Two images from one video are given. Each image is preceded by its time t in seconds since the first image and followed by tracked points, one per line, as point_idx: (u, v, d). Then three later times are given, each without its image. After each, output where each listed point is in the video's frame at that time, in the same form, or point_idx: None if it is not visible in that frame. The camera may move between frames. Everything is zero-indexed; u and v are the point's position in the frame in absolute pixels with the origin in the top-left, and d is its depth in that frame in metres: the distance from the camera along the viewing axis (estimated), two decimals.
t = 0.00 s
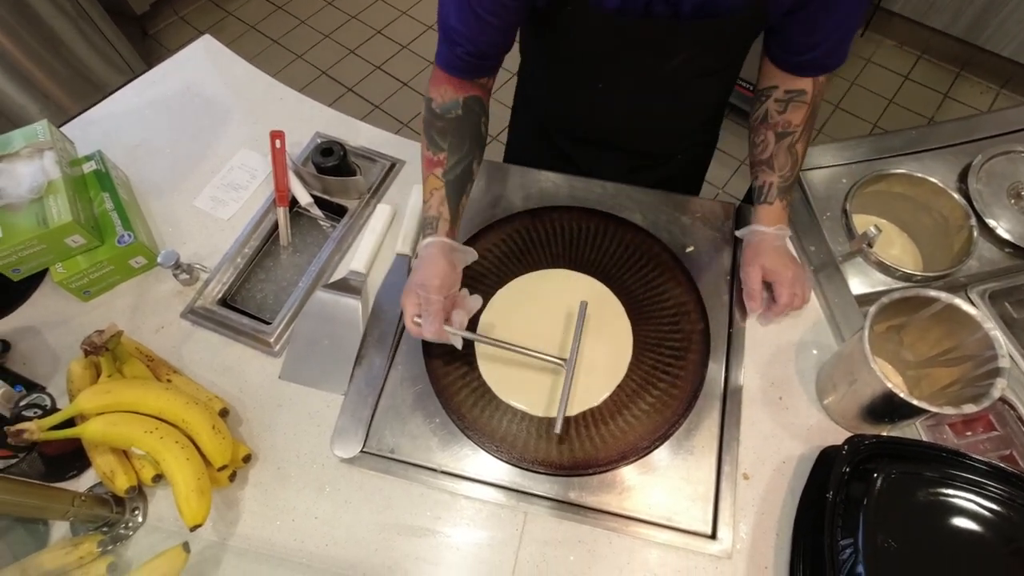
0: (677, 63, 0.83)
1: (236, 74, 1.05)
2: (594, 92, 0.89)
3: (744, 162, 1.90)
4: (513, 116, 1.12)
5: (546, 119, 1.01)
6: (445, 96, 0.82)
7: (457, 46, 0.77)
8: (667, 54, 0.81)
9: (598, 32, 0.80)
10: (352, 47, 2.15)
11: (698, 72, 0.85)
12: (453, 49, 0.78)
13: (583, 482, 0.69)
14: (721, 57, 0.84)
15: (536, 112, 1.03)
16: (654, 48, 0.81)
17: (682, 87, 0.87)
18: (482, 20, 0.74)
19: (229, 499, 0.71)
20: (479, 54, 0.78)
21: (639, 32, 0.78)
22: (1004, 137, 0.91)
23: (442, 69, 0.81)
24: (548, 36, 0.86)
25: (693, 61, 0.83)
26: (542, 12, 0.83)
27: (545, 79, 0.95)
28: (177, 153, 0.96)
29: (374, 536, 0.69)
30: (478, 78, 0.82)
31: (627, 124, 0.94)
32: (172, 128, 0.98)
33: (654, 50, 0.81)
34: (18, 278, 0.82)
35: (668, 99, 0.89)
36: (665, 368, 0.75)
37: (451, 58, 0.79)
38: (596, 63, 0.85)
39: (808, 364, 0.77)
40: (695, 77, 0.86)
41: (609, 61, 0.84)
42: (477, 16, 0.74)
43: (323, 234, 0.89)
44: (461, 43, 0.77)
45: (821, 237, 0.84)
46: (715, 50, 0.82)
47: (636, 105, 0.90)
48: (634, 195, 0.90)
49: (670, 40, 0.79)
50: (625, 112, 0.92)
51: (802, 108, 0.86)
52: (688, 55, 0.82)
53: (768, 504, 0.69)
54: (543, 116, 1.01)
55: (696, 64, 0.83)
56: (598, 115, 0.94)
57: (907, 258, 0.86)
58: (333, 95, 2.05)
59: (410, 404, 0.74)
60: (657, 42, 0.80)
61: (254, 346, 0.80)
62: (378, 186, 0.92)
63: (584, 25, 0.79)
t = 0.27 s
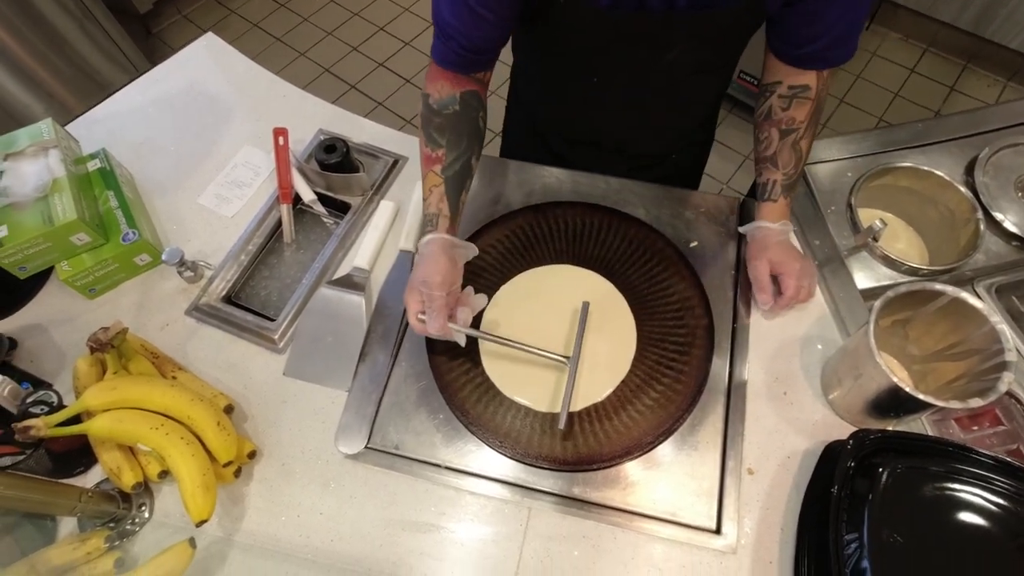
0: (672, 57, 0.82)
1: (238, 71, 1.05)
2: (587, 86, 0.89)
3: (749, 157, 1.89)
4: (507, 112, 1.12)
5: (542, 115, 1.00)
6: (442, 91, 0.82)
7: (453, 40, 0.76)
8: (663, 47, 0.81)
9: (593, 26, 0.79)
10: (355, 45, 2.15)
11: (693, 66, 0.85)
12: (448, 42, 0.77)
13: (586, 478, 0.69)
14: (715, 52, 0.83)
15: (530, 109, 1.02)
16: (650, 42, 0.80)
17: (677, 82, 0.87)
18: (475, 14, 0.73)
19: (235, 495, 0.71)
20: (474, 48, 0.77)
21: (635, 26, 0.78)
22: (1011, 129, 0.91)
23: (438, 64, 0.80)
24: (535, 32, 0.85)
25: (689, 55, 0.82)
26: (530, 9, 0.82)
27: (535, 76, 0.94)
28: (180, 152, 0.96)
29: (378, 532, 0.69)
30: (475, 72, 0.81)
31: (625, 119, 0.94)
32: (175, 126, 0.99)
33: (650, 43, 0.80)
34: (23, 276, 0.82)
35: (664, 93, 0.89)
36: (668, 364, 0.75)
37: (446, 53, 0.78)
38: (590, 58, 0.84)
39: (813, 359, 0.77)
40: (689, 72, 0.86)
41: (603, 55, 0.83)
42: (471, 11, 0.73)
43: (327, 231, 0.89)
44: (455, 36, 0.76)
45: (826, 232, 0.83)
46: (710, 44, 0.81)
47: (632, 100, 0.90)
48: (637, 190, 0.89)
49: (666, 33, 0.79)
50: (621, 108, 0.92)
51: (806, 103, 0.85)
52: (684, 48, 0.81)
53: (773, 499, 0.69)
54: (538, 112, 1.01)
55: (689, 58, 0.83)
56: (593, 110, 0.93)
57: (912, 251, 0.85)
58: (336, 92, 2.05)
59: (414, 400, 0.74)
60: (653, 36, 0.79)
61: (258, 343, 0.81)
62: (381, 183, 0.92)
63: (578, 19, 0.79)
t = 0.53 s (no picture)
0: (675, 52, 0.82)
1: (241, 68, 1.05)
2: (590, 82, 0.88)
3: (752, 153, 1.88)
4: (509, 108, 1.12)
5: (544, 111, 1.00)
6: (446, 83, 0.81)
7: (457, 31, 0.76)
8: (667, 42, 0.80)
9: (595, 21, 0.79)
10: (357, 41, 2.15)
11: (697, 62, 0.84)
12: (452, 34, 0.77)
13: (591, 475, 0.69)
14: (719, 49, 0.83)
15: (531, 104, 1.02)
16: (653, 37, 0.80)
17: (681, 78, 0.86)
18: (479, 5, 0.73)
19: (239, 491, 0.72)
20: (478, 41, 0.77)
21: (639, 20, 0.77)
22: (1017, 125, 0.90)
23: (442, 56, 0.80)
24: (535, 27, 0.84)
25: (692, 50, 0.82)
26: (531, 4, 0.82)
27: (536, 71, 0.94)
28: (183, 148, 0.96)
29: (382, 529, 0.69)
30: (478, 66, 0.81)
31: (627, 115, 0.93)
32: (178, 123, 0.99)
33: (653, 38, 0.80)
34: (27, 273, 0.82)
35: (667, 89, 0.88)
36: (672, 361, 0.75)
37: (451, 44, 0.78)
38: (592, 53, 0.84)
39: (818, 356, 0.76)
40: (692, 68, 0.85)
41: (606, 51, 0.83)
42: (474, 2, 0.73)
43: (330, 228, 0.89)
44: (459, 27, 0.76)
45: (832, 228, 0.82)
46: (715, 39, 0.81)
47: (635, 96, 0.89)
48: (641, 186, 0.89)
49: (670, 28, 0.78)
50: (624, 103, 0.91)
51: (818, 91, 0.85)
52: (688, 43, 0.81)
53: (777, 496, 0.69)
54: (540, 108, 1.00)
55: (692, 54, 0.82)
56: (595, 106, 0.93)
57: (918, 248, 0.85)
58: (338, 89, 2.05)
59: (418, 397, 0.74)
60: (656, 31, 0.79)
61: (262, 340, 0.81)
62: (385, 179, 0.92)
63: (580, 14, 0.78)
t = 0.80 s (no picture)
0: (678, 52, 0.82)
1: (240, 68, 1.05)
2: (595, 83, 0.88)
3: (751, 154, 1.88)
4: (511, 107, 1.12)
5: (544, 111, 1.00)
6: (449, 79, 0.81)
7: (461, 29, 0.76)
8: (671, 43, 0.80)
9: (595, 21, 0.79)
10: (356, 41, 2.15)
11: (700, 63, 0.84)
12: (456, 32, 0.77)
13: (590, 475, 0.69)
14: (722, 49, 0.83)
15: (532, 105, 1.02)
16: (658, 38, 0.79)
17: (683, 78, 0.86)
18: (484, 5, 0.72)
19: (238, 492, 0.71)
20: (482, 39, 0.77)
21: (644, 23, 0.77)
22: (1015, 125, 0.90)
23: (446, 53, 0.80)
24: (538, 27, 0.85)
25: (696, 51, 0.82)
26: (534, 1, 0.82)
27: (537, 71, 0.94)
28: (183, 148, 0.96)
29: (381, 529, 0.69)
30: (483, 64, 0.81)
31: (627, 115, 0.93)
32: (177, 123, 0.98)
33: (657, 40, 0.80)
34: (25, 273, 0.82)
35: (670, 89, 0.88)
36: (671, 360, 0.75)
37: (455, 43, 0.78)
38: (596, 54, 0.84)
39: (817, 355, 0.77)
40: (695, 69, 0.85)
41: (611, 52, 0.83)
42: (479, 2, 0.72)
43: (329, 228, 0.89)
44: (463, 26, 0.76)
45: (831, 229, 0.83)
46: (719, 40, 0.81)
47: (637, 96, 0.89)
48: (640, 186, 0.89)
49: (675, 30, 0.78)
50: (624, 103, 0.91)
51: (819, 86, 0.85)
52: (693, 44, 0.80)
53: (777, 496, 0.69)
54: (540, 108, 1.01)
55: (696, 54, 0.82)
56: (597, 106, 0.93)
57: (917, 249, 0.85)
58: (337, 89, 2.05)
59: (417, 397, 0.74)
60: (661, 33, 0.79)
61: (261, 340, 0.81)
62: (384, 179, 0.92)
63: (581, 14, 0.78)
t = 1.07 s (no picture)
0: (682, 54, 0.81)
1: (238, 69, 1.04)
2: (599, 83, 0.88)
3: (748, 154, 1.89)
4: (512, 106, 1.12)
5: (544, 111, 1.00)
6: (451, 84, 0.81)
7: (464, 31, 0.76)
8: (676, 45, 0.80)
9: (595, 22, 0.78)
10: (353, 42, 2.14)
11: (705, 65, 0.84)
12: (459, 34, 0.76)
13: (588, 476, 0.69)
14: (727, 50, 0.83)
15: (533, 104, 1.02)
16: (660, 40, 0.79)
17: (684, 80, 0.86)
18: (488, 6, 0.72)
19: (235, 494, 0.71)
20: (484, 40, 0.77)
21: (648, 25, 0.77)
22: (1011, 127, 0.91)
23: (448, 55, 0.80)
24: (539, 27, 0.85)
25: (701, 52, 0.82)
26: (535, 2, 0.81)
27: (538, 69, 0.93)
28: (180, 148, 0.96)
29: (379, 531, 0.68)
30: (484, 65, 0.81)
31: (626, 116, 0.93)
32: (174, 123, 0.98)
33: (660, 42, 0.79)
34: (20, 274, 0.82)
35: (671, 91, 0.88)
36: (670, 362, 0.75)
37: (458, 44, 0.77)
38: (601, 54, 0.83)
39: (815, 356, 0.77)
40: (700, 70, 0.85)
41: (615, 53, 0.82)
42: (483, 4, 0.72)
43: (326, 229, 0.89)
44: (466, 28, 0.75)
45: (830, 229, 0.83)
46: (723, 41, 0.81)
47: (637, 97, 0.89)
48: (638, 187, 0.89)
49: (678, 32, 0.78)
50: (624, 104, 0.91)
51: (816, 106, 0.85)
52: (698, 45, 0.80)
53: (775, 497, 0.69)
54: (540, 107, 1.00)
55: (702, 56, 0.82)
56: (598, 106, 0.93)
57: (914, 250, 0.85)
58: (335, 89, 2.04)
59: (415, 398, 0.74)
60: (666, 35, 0.78)
61: (258, 341, 0.80)
62: (382, 180, 0.92)
63: (581, 15, 0.78)
